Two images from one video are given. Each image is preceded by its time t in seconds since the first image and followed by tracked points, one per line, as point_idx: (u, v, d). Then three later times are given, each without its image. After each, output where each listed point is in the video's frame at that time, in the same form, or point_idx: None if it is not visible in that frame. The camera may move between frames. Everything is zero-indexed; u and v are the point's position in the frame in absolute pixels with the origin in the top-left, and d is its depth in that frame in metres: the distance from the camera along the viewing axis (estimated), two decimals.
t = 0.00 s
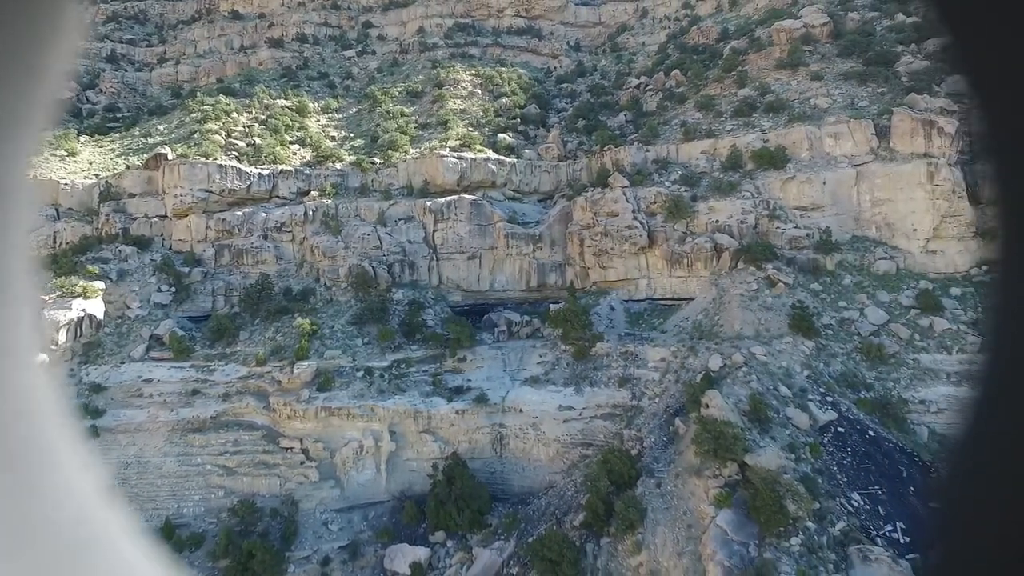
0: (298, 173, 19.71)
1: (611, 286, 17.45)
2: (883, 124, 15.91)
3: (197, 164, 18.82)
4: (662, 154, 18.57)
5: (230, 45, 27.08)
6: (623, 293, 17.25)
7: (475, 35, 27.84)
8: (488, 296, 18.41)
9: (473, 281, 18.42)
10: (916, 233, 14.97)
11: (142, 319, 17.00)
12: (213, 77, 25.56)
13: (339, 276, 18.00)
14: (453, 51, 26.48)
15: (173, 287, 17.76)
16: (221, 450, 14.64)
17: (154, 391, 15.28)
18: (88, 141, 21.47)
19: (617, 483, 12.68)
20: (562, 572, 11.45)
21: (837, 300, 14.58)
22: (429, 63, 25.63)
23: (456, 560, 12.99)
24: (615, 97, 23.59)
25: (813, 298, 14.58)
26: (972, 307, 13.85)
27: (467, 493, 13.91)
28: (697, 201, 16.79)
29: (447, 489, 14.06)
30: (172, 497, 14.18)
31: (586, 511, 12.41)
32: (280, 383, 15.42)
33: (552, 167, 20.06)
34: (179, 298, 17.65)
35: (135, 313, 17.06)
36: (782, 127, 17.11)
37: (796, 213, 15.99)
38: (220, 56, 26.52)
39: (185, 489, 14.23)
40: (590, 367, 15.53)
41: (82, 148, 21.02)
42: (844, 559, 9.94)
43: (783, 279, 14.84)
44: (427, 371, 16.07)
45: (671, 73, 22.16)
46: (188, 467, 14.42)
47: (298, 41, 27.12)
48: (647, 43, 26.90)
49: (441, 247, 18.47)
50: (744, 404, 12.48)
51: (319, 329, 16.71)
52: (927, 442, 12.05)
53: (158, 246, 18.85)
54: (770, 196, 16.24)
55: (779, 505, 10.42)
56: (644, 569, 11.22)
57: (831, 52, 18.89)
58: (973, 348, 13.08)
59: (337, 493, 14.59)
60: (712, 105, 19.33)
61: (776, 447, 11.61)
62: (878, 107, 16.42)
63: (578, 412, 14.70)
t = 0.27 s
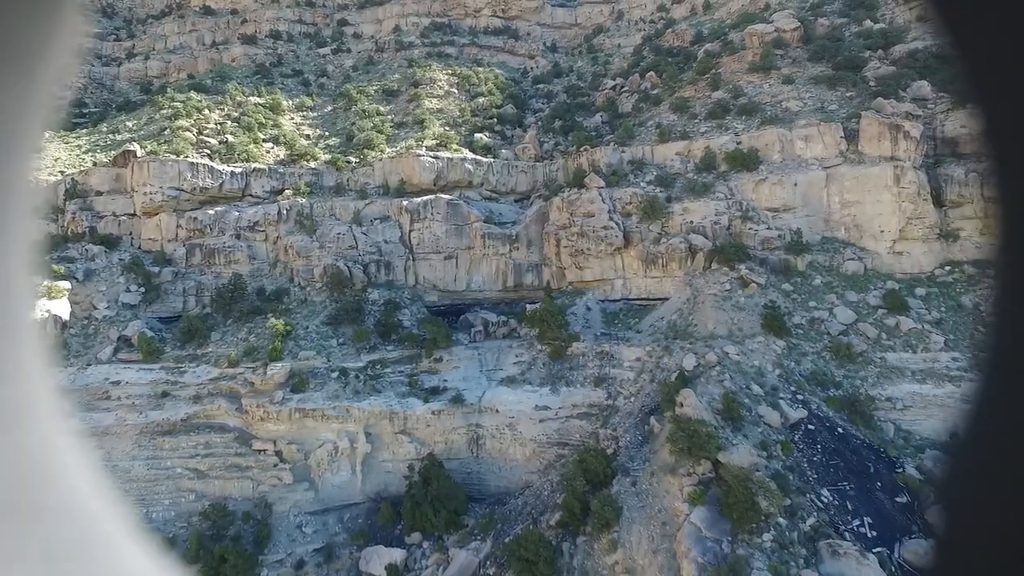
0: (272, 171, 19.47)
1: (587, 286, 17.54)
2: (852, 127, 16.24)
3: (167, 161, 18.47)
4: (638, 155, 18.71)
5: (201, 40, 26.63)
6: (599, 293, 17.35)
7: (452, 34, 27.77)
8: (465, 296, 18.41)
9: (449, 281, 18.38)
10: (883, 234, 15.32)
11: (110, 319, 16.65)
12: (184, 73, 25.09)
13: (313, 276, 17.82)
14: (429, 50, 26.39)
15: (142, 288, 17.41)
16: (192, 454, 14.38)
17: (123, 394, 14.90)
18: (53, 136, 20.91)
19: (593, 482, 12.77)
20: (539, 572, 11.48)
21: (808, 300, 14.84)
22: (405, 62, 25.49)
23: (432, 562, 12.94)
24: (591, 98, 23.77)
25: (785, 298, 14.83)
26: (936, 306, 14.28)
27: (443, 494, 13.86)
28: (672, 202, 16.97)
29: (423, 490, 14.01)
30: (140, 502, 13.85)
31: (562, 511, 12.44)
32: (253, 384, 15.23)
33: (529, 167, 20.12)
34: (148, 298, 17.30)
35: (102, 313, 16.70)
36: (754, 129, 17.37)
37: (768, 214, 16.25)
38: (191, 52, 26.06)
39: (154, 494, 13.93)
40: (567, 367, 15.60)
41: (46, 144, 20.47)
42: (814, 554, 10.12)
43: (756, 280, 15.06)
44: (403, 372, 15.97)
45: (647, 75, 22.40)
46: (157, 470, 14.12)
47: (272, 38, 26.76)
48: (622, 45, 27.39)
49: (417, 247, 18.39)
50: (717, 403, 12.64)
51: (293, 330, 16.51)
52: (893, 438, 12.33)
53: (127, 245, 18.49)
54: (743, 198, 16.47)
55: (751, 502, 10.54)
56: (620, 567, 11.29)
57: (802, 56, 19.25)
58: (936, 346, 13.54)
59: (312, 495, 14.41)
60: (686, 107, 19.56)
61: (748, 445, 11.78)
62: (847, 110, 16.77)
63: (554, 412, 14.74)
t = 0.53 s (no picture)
0: (242, 169, 19.18)
1: (561, 286, 17.61)
2: (819, 131, 16.59)
3: (133, 158, 18.07)
4: (611, 156, 18.87)
5: (169, 36, 26.14)
6: (573, 293, 17.45)
7: (426, 33, 27.70)
8: (439, 296, 18.35)
9: (423, 281, 18.30)
10: (849, 235, 15.68)
11: (72, 320, 16.19)
12: (151, 69, 24.57)
13: (285, 276, 17.60)
14: (403, 49, 26.27)
15: (107, 288, 17.00)
16: (159, 457, 14.05)
17: (85, 397, 14.66)
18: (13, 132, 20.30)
19: (567, 481, 12.83)
20: (512, 572, 11.49)
21: (777, 300, 15.11)
22: (379, 61, 25.32)
23: (406, 563, 12.84)
24: (565, 99, 23.94)
25: (754, 298, 15.07)
26: (898, 306, 14.71)
27: (417, 495, 13.80)
28: (644, 203, 17.15)
29: (396, 492, 13.93)
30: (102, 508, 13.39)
31: (536, 510, 12.46)
32: (222, 386, 14.98)
33: (503, 168, 20.15)
34: (113, 299, 16.90)
35: (65, 314, 16.25)
36: (725, 132, 17.64)
37: (738, 216, 16.51)
38: (159, 47, 25.54)
39: (117, 498, 13.46)
40: (541, 366, 15.64)
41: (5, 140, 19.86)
42: (782, 549, 10.30)
43: (727, 280, 15.28)
44: (376, 373, 15.86)
45: (620, 77, 22.65)
46: (122, 475, 13.74)
47: (242, 34, 26.36)
48: (596, 47, 27.96)
49: (391, 247, 18.27)
50: (689, 402, 12.79)
51: (264, 330, 16.29)
52: (858, 434, 12.61)
53: (91, 244, 18.00)
54: (714, 199, 16.71)
55: (722, 499, 10.67)
56: (593, 565, 11.34)
57: (771, 60, 19.63)
58: (898, 345, 13.94)
59: (283, 497, 14.20)
60: (659, 109, 19.79)
61: (719, 442, 11.93)
62: (814, 114, 17.13)
63: (529, 411, 14.77)
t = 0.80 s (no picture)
0: (210, 167, 18.85)
1: (535, 286, 17.66)
2: (787, 133, 16.91)
3: (96, 155, 17.62)
4: (584, 157, 19.02)
5: (134, 30, 25.54)
6: (547, 293, 17.51)
7: (399, 32, 27.61)
8: (412, 296, 18.26)
9: (396, 281, 18.19)
10: (816, 237, 16.02)
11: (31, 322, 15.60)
12: (115, 63, 23.95)
13: (254, 276, 17.34)
14: (376, 47, 26.11)
15: (69, 288, 16.52)
16: (123, 461, 13.76)
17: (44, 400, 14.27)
18: None
19: (541, 481, 12.86)
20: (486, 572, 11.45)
21: (746, 299, 15.36)
22: (351, 59, 25.11)
23: (379, 565, 12.72)
24: (539, 100, 24.06)
25: (724, 298, 15.31)
26: (863, 306, 15.09)
27: (390, 496, 13.71)
28: (617, 204, 17.30)
29: (369, 493, 13.80)
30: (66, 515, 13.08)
31: (510, 510, 12.47)
32: (190, 388, 14.68)
33: (477, 168, 20.16)
34: (75, 300, 16.44)
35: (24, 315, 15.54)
36: (696, 134, 17.89)
37: (709, 217, 16.75)
38: (123, 41, 24.94)
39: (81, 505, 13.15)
40: (514, 366, 15.66)
41: None
42: (751, 545, 10.46)
43: (697, 280, 15.49)
44: (348, 374, 15.71)
45: (593, 79, 22.87)
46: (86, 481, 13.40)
47: (211, 30, 25.89)
48: (569, 48, 28.21)
49: (363, 246, 18.11)
50: (661, 401, 12.93)
51: (232, 331, 16.01)
52: (824, 431, 12.87)
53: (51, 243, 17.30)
54: (685, 201, 16.92)
55: (693, 496, 10.80)
56: (566, 564, 11.36)
57: (740, 64, 19.99)
58: (863, 343, 14.28)
59: (253, 501, 13.98)
60: (631, 111, 20.01)
61: (690, 441, 12.07)
62: (782, 117, 17.45)
63: (503, 411, 14.78)
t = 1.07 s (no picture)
0: (183, 165, 18.55)
1: (513, 286, 17.68)
2: (760, 135, 17.13)
3: (64, 153, 17.09)
4: (562, 158, 19.12)
5: (103, 25, 25.00)
6: (524, 293, 17.54)
7: (376, 31, 27.49)
8: (390, 296, 18.18)
9: (373, 282, 18.08)
10: (789, 238, 16.28)
11: None
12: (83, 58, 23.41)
13: (228, 276, 17.09)
14: (353, 45, 25.93)
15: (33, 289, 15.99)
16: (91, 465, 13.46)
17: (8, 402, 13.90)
18: None
19: (519, 481, 12.86)
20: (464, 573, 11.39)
21: (721, 299, 15.54)
22: (328, 57, 24.90)
23: (355, 568, 12.59)
24: (517, 100, 24.11)
25: (700, 298, 15.48)
26: (834, 305, 15.37)
27: (368, 498, 13.65)
28: (595, 204, 17.40)
29: (345, 495, 13.68)
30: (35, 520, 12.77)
31: (488, 510, 12.46)
32: (161, 390, 14.43)
33: (455, 168, 20.15)
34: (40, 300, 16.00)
35: None
36: (672, 135, 18.08)
37: (685, 217, 16.93)
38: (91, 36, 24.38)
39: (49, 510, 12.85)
40: (492, 366, 15.66)
41: None
42: (726, 541, 10.57)
43: (673, 280, 15.64)
44: (324, 375, 15.57)
45: (571, 80, 23.01)
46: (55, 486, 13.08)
47: (183, 26, 25.46)
48: (547, 49, 28.37)
49: (340, 246, 17.95)
50: (638, 400, 13.02)
51: (205, 332, 15.75)
52: (797, 429, 13.03)
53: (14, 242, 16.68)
54: (662, 201, 17.06)
55: (669, 494, 10.89)
56: (544, 564, 11.34)
57: (715, 67, 20.25)
58: (834, 342, 14.52)
59: (226, 504, 13.78)
60: (608, 112, 20.17)
61: (666, 439, 12.17)
62: (756, 120, 17.68)
63: (481, 411, 14.78)
